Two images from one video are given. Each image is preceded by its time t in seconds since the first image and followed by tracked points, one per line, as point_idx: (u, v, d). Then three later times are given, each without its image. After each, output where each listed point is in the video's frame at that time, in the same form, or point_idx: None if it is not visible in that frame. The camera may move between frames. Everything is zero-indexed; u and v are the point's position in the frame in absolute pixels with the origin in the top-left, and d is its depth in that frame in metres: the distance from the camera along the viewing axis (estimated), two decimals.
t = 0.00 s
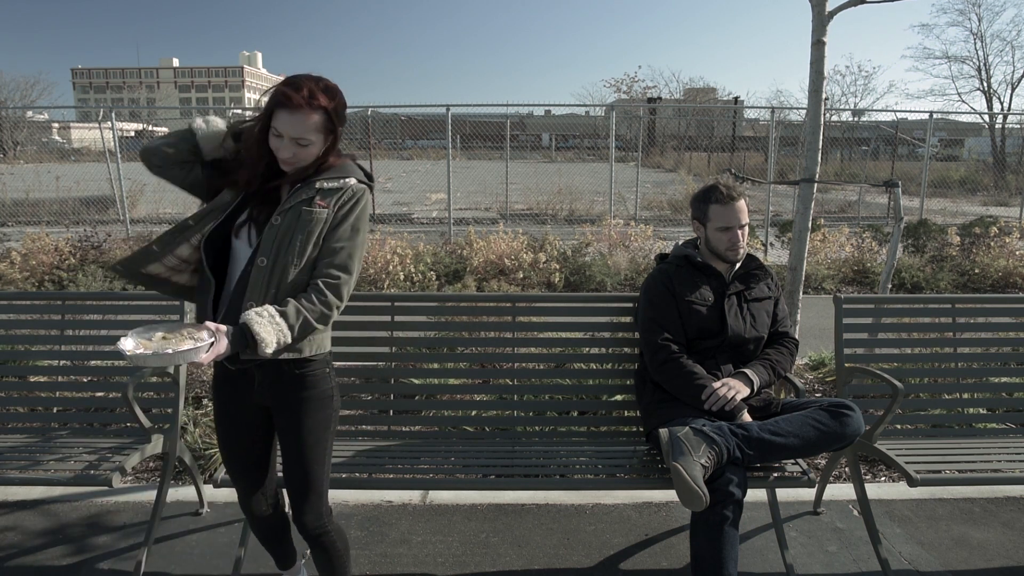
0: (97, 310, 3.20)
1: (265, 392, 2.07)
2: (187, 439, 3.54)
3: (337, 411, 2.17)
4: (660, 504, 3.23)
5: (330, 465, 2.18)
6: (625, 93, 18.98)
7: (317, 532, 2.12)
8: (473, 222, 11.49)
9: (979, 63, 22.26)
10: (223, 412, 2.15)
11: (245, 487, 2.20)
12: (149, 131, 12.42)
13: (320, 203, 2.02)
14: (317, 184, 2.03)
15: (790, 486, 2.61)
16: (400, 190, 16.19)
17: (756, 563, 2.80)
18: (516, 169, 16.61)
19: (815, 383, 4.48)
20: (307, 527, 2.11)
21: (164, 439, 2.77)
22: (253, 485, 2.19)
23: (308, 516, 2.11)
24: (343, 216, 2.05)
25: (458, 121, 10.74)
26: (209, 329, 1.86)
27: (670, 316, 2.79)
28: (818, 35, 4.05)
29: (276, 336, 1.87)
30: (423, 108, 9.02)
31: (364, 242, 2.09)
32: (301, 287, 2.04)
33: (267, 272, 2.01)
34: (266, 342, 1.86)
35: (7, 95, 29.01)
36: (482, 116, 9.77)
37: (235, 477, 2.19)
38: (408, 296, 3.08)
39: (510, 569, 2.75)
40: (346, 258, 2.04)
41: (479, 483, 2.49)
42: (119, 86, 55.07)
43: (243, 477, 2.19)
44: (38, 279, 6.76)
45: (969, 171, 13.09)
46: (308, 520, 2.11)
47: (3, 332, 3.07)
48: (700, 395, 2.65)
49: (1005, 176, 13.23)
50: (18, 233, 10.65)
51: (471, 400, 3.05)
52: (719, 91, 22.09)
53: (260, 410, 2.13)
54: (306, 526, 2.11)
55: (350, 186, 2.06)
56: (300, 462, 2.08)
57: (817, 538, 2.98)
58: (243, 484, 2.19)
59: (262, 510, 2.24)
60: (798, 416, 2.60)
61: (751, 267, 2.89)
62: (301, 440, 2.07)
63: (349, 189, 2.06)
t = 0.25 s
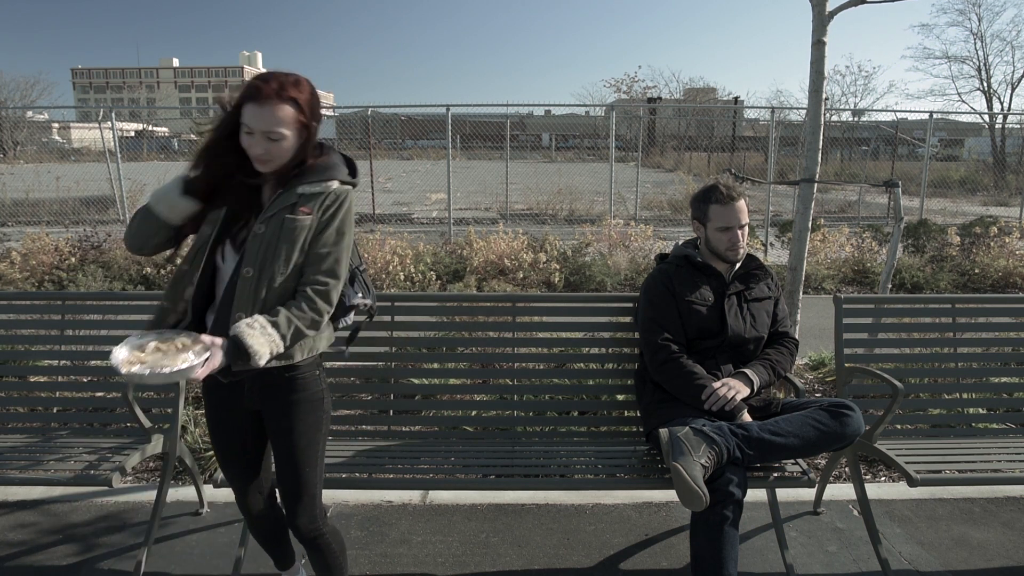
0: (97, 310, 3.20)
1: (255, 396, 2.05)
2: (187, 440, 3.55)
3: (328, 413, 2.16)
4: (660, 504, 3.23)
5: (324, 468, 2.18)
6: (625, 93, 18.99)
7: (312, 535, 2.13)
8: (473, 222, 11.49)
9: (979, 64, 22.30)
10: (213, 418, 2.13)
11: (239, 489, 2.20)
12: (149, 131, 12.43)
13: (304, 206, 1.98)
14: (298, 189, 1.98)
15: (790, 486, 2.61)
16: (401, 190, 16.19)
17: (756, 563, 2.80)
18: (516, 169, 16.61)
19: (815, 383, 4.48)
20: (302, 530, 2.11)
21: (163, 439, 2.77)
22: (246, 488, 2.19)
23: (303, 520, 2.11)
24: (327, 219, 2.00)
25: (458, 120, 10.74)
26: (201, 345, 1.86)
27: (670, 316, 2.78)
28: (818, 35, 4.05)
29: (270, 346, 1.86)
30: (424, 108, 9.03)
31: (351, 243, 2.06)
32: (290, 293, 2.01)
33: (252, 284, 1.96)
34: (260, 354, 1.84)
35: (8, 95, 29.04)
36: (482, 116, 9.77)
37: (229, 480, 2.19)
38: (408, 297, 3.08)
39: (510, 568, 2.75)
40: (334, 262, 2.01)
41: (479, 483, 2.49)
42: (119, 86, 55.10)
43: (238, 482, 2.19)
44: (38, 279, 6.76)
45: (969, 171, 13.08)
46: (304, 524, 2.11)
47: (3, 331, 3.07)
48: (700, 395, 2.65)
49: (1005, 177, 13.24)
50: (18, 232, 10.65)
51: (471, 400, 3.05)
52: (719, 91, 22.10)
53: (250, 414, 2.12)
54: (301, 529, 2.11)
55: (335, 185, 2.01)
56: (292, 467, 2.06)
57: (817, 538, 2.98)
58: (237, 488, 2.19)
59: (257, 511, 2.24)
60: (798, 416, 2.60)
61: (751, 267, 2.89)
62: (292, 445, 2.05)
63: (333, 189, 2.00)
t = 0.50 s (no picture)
0: (97, 310, 3.20)
1: (240, 401, 2.02)
2: (187, 440, 3.55)
3: (316, 415, 2.10)
4: (659, 504, 3.23)
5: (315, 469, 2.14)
6: (625, 92, 18.99)
7: (305, 536, 2.11)
8: (473, 222, 11.49)
9: (979, 64, 22.33)
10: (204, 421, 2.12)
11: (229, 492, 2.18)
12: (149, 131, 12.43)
13: (256, 219, 1.85)
14: (247, 202, 1.85)
15: (790, 486, 2.61)
16: (401, 190, 16.20)
17: (756, 563, 2.80)
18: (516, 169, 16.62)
19: (814, 383, 4.48)
20: (294, 532, 2.10)
21: (163, 439, 2.78)
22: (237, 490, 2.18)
23: (295, 523, 2.09)
24: (280, 234, 1.86)
25: (458, 120, 10.74)
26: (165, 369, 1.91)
27: (670, 316, 2.78)
28: (818, 35, 4.06)
29: (233, 365, 1.84)
30: (423, 108, 9.03)
31: (320, 247, 1.92)
32: (258, 304, 1.93)
33: (216, 300, 1.93)
34: (225, 372, 1.83)
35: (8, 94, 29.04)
36: (482, 116, 9.77)
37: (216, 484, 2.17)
38: (408, 297, 3.08)
39: (510, 569, 2.75)
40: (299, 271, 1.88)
41: (479, 483, 2.49)
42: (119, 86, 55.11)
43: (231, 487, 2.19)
44: (38, 279, 6.77)
45: (969, 171, 13.08)
46: (295, 526, 2.09)
47: (3, 331, 3.07)
48: (700, 395, 2.65)
49: (1005, 177, 13.23)
50: (18, 232, 10.65)
51: (471, 400, 3.05)
52: (718, 91, 22.11)
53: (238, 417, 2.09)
54: (294, 531, 2.10)
55: (284, 189, 1.85)
56: (278, 471, 2.03)
57: (817, 538, 2.98)
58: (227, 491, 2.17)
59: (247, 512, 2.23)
60: (798, 416, 2.60)
61: (751, 267, 2.89)
62: (279, 450, 2.01)
63: (283, 194, 1.85)
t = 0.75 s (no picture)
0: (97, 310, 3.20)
1: (207, 410, 1.97)
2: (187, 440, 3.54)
3: (287, 414, 2.05)
4: (660, 504, 3.23)
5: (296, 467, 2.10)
6: (625, 92, 18.99)
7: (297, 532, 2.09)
8: (473, 222, 11.49)
9: (979, 64, 22.38)
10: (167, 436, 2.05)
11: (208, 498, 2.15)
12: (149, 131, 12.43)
13: (161, 238, 1.77)
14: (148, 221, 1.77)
15: (789, 486, 2.61)
16: (400, 190, 16.20)
17: (756, 563, 2.80)
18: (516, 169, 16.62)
19: (815, 383, 4.48)
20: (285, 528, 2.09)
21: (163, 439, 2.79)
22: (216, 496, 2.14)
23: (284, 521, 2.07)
24: (187, 247, 1.76)
25: (458, 120, 10.74)
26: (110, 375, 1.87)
27: (670, 317, 2.78)
28: (818, 35, 4.05)
29: (167, 380, 1.80)
30: (424, 108, 9.03)
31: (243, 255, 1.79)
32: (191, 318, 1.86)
33: (153, 316, 1.89)
34: (159, 388, 1.80)
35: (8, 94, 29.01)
36: (482, 116, 9.77)
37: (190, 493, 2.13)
38: (409, 297, 3.08)
39: (510, 569, 2.75)
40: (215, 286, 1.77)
41: (479, 483, 2.49)
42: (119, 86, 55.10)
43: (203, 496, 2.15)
44: (38, 279, 6.77)
45: (969, 171, 13.08)
46: (285, 524, 2.07)
47: (3, 331, 3.07)
48: (700, 395, 2.65)
49: (1005, 177, 13.23)
50: (18, 232, 10.64)
51: (471, 400, 3.05)
52: (719, 91, 22.11)
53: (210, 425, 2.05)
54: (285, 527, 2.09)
55: (178, 207, 1.75)
56: (255, 474, 2.01)
57: (817, 538, 2.98)
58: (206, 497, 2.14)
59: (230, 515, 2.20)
60: (798, 416, 2.60)
61: (752, 267, 2.89)
62: (255, 454, 1.98)
63: (178, 211, 1.75)
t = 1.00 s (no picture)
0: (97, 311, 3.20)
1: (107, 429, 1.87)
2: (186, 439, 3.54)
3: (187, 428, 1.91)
4: (660, 504, 3.23)
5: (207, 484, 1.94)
6: (625, 92, 18.99)
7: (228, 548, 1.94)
8: (473, 222, 11.50)
9: (979, 64, 22.42)
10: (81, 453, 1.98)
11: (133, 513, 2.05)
12: (149, 131, 12.43)
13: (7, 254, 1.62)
14: None
15: (789, 486, 2.61)
16: (401, 190, 16.21)
17: (756, 563, 2.80)
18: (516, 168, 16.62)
19: (815, 383, 4.48)
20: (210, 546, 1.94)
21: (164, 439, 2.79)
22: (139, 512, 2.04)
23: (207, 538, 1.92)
24: (29, 262, 1.58)
25: (458, 120, 10.74)
26: None
27: (670, 317, 2.78)
28: (818, 35, 4.05)
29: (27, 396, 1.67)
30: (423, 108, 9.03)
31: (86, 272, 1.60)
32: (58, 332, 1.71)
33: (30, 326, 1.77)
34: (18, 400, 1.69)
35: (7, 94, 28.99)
36: (482, 116, 9.77)
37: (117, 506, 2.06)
38: (409, 297, 3.08)
39: (510, 569, 2.75)
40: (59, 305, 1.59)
41: (479, 483, 2.49)
42: (119, 86, 55.11)
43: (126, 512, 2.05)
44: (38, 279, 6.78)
45: (969, 171, 13.08)
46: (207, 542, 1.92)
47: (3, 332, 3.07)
48: (700, 395, 2.65)
49: (1006, 177, 13.23)
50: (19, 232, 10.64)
51: (471, 400, 3.05)
52: (719, 91, 22.12)
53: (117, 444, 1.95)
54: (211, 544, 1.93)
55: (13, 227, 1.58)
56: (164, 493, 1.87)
57: (817, 538, 2.98)
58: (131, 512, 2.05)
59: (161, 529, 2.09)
60: (798, 416, 2.59)
61: (752, 267, 2.89)
62: (154, 472, 1.85)
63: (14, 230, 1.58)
